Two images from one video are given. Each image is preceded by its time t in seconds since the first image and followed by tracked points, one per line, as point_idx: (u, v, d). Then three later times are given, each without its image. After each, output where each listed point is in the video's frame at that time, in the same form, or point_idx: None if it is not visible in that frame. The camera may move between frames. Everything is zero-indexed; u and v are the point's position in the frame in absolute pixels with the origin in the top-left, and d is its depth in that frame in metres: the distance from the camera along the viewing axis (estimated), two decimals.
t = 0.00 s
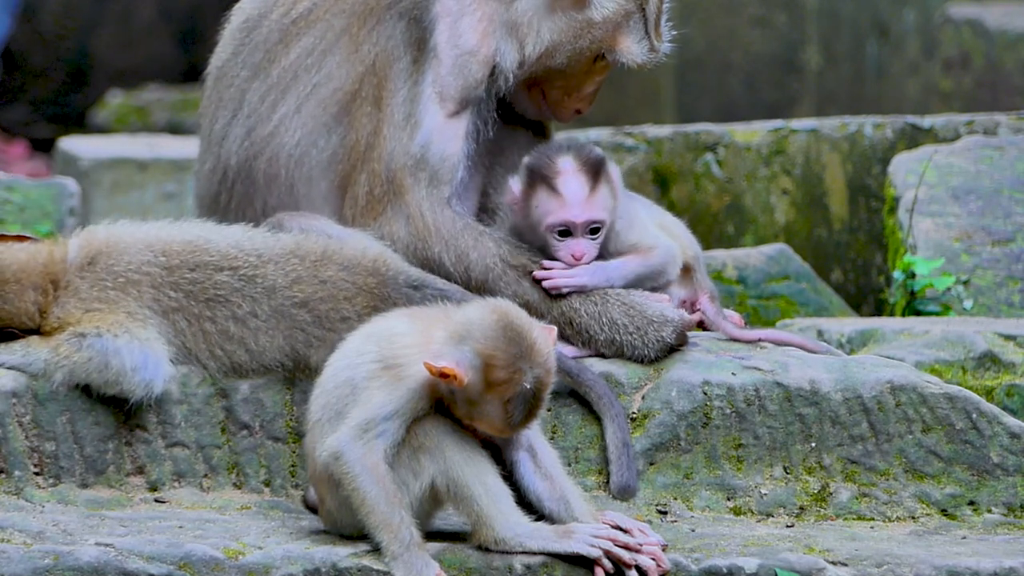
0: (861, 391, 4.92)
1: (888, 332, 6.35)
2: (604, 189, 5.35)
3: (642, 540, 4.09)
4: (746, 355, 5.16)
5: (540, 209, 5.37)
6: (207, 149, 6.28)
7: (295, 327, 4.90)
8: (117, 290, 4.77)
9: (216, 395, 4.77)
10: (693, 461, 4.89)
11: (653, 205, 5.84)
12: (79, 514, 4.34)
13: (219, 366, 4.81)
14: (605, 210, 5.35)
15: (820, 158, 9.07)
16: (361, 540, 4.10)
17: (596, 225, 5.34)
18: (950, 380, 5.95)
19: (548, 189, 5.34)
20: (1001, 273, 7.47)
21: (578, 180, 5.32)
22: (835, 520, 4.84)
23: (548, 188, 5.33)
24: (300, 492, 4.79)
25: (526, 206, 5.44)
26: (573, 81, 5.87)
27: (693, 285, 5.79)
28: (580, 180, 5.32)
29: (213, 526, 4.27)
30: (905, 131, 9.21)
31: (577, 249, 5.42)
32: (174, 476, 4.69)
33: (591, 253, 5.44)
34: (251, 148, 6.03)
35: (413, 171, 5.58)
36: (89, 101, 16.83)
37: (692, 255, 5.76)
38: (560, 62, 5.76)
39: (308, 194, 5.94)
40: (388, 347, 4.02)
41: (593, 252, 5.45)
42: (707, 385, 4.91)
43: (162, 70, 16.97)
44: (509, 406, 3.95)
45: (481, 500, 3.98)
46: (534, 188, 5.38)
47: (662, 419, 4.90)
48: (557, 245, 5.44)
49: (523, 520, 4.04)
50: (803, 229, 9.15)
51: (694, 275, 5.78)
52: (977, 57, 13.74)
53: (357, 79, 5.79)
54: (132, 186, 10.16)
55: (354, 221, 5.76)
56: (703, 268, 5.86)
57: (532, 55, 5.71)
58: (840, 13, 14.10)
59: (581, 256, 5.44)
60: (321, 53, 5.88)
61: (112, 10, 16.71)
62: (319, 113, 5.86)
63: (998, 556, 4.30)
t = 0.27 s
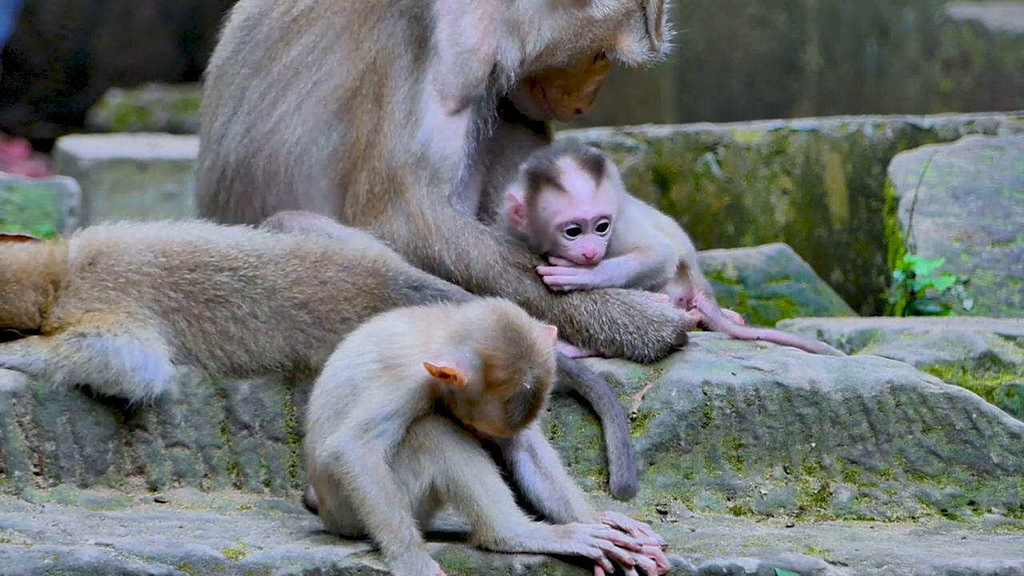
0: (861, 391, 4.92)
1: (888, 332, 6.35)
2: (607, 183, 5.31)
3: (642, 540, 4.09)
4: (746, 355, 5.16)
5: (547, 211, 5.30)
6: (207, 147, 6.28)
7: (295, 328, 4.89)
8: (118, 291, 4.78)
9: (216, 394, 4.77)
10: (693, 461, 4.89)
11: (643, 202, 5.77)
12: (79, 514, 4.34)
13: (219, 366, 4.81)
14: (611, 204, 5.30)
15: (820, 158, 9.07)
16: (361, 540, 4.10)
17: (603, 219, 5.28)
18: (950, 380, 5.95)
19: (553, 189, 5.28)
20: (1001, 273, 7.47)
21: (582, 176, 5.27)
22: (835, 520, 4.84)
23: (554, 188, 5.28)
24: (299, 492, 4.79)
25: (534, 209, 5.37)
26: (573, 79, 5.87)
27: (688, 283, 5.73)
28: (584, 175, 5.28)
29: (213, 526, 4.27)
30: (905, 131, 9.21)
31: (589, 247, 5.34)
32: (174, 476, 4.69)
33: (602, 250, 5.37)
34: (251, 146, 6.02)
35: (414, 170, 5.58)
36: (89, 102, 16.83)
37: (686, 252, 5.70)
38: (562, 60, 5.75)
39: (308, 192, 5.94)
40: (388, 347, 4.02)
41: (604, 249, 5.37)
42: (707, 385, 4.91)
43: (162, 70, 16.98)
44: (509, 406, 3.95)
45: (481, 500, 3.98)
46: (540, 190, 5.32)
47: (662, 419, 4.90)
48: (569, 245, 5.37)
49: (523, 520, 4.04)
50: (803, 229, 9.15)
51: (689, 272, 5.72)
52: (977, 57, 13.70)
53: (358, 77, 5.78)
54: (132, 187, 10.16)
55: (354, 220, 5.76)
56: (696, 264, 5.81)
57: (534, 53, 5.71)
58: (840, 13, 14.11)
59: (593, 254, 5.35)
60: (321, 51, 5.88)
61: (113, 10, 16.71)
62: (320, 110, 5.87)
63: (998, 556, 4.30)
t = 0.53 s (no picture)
0: (861, 391, 4.92)
1: (888, 332, 6.35)
2: (630, 202, 5.33)
3: (642, 540, 4.09)
4: (746, 355, 5.16)
5: (564, 215, 5.35)
6: (207, 148, 6.28)
7: (295, 328, 4.89)
8: (118, 291, 4.78)
9: (216, 394, 4.77)
10: (693, 461, 4.90)
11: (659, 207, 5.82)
12: (79, 514, 4.34)
13: (219, 366, 4.81)
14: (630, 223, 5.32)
15: (820, 158, 9.07)
16: (361, 540, 4.10)
17: (619, 235, 5.30)
18: (950, 380, 5.95)
19: (575, 197, 5.32)
20: (1001, 273, 7.47)
21: (606, 191, 5.30)
22: (835, 520, 4.84)
23: (575, 196, 5.32)
24: (300, 492, 4.79)
25: (550, 211, 5.41)
26: (573, 80, 5.87)
27: (696, 292, 5.75)
28: (609, 190, 5.30)
29: (213, 526, 4.27)
30: (905, 131, 9.21)
31: (597, 259, 5.38)
32: (174, 476, 4.69)
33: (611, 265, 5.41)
34: (251, 146, 6.02)
35: (413, 170, 5.58)
36: (89, 101, 16.84)
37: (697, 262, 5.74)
38: (562, 61, 5.75)
39: (308, 192, 5.94)
40: (388, 347, 4.02)
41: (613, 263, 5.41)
42: (707, 385, 4.91)
43: (161, 70, 16.97)
44: (509, 406, 3.95)
45: (481, 500, 3.98)
46: (561, 194, 5.36)
47: (662, 419, 4.91)
48: (575, 251, 5.42)
49: (523, 520, 4.04)
50: (803, 229, 9.15)
51: (698, 282, 5.75)
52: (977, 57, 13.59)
53: (358, 77, 5.79)
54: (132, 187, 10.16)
55: (354, 220, 5.76)
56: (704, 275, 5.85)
57: (534, 53, 5.72)
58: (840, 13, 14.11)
59: (601, 267, 5.39)
60: (321, 51, 5.88)
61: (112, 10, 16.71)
62: (319, 110, 5.87)
63: (998, 556, 4.30)
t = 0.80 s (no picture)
0: (861, 391, 4.92)
1: (888, 332, 6.35)
2: (608, 193, 5.37)
3: (642, 539, 4.09)
4: (746, 355, 5.16)
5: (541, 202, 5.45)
6: (207, 148, 6.28)
7: (295, 328, 4.89)
8: (118, 291, 4.78)
9: (216, 394, 4.77)
10: (693, 461, 4.90)
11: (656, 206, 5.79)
12: (79, 514, 4.34)
13: (219, 367, 4.81)
14: (607, 214, 5.36)
15: (820, 158, 9.07)
16: (361, 540, 4.10)
17: (591, 224, 5.35)
18: (950, 380, 5.95)
19: (551, 184, 5.42)
20: (1001, 273, 7.47)
21: (582, 180, 5.39)
22: (835, 520, 4.84)
23: (552, 184, 5.41)
24: (300, 492, 4.79)
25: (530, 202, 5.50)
26: (573, 80, 5.86)
27: (694, 292, 5.74)
28: (584, 179, 5.39)
29: (213, 526, 4.27)
30: (905, 131, 9.21)
31: (571, 248, 5.43)
32: (174, 476, 4.69)
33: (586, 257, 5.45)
34: (251, 147, 6.02)
35: (413, 170, 5.58)
36: (89, 101, 16.84)
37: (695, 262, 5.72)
38: (562, 61, 5.75)
39: (308, 193, 5.94)
40: (388, 347, 4.02)
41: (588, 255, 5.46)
42: (707, 385, 4.91)
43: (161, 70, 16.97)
44: (509, 406, 3.95)
45: (481, 500, 3.98)
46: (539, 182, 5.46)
47: (662, 420, 4.91)
48: (552, 244, 5.46)
49: (523, 520, 4.04)
50: (803, 229, 9.15)
51: (696, 282, 5.73)
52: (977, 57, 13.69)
53: (358, 78, 5.79)
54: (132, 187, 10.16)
55: (354, 220, 5.76)
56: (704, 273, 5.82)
57: (534, 53, 5.72)
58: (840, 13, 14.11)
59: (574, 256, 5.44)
60: (321, 52, 5.88)
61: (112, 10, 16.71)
62: (319, 111, 5.87)
63: (998, 556, 4.30)
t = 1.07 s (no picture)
0: (861, 391, 4.92)
1: (888, 332, 6.35)
2: (598, 184, 5.37)
3: (642, 539, 4.09)
4: (746, 355, 5.16)
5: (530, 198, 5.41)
6: (207, 148, 6.28)
7: (295, 328, 4.89)
8: (117, 290, 4.78)
9: (216, 394, 4.77)
10: (693, 461, 4.90)
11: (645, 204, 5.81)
12: (79, 514, 4.34)
13: (219, 367, 4.81)
14: (596, 204, 5.34)
15: (820, 158, 9.07)
16: (361, 540, 4.10)
17: (582, 214, 5.33)
18: (950, 380, 5.95)
19: (539, 177, 5.39)
20: (1001, 273, 7.47)
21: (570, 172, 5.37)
22: (835, 520, 4.84)
23: (540, 177, 5.38)
24: (300, 492, 4.79)
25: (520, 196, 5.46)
26: (573, 80, 5.86)
27: (688, 288, 5.74)
28: (572, 170, 5.38)
29: (213, 526, 4.27)
30: (905, 131, 9.21)
31: (563, 241, 5.37)
32: (174, 476, 4.69)
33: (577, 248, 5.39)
34: (251, 147, 6.02)
35: (413, 170, 5.58)
36: (89, 102, 16.84)
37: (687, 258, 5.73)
38: (562, 61, 5.75)
39: (309, 193, 5.94)
40: (388, 347, 4.02)
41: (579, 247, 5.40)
42: (707, 385, 4.91)
43: (161, 70, 16.97)
44: (509, 406, 3.95)
45: (481, 500, 3.98)
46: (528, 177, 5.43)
47: (662, 419, 4.91)
48: (544, 237, 5.41)
49: (523, 520, 4.04)
50: (803, 228, 9.15)
51: (689, 277, 5.74)
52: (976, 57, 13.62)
53: (358, 78, 5.79)
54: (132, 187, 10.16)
55: (354, 220, 5.76)
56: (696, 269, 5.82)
57: (534, 53, 5.71)
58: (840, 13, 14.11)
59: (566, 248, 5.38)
60: (321, 52, 5.88)
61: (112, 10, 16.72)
62: (319, 111, 5.87)
63: (998, 556, 4.30)
